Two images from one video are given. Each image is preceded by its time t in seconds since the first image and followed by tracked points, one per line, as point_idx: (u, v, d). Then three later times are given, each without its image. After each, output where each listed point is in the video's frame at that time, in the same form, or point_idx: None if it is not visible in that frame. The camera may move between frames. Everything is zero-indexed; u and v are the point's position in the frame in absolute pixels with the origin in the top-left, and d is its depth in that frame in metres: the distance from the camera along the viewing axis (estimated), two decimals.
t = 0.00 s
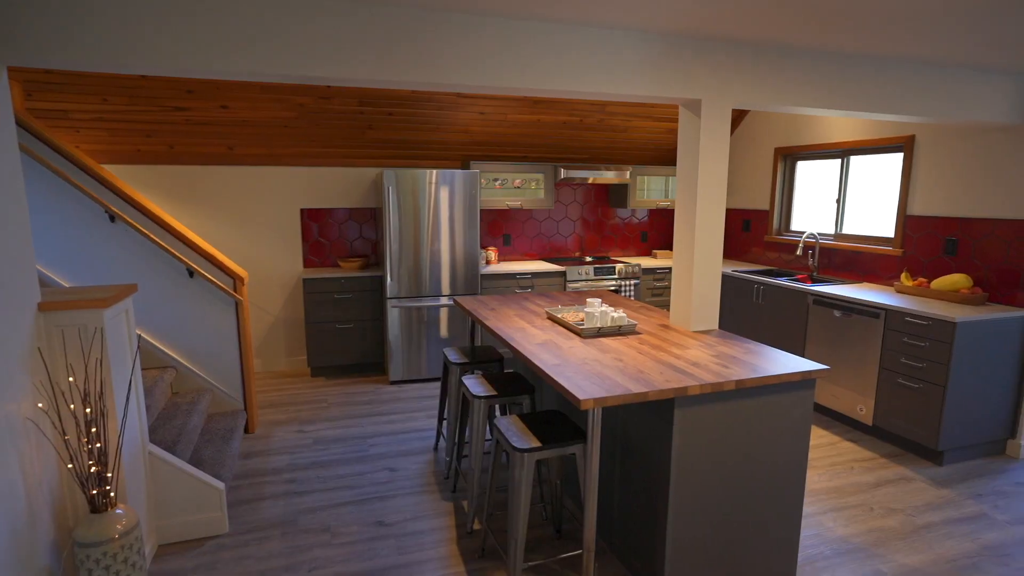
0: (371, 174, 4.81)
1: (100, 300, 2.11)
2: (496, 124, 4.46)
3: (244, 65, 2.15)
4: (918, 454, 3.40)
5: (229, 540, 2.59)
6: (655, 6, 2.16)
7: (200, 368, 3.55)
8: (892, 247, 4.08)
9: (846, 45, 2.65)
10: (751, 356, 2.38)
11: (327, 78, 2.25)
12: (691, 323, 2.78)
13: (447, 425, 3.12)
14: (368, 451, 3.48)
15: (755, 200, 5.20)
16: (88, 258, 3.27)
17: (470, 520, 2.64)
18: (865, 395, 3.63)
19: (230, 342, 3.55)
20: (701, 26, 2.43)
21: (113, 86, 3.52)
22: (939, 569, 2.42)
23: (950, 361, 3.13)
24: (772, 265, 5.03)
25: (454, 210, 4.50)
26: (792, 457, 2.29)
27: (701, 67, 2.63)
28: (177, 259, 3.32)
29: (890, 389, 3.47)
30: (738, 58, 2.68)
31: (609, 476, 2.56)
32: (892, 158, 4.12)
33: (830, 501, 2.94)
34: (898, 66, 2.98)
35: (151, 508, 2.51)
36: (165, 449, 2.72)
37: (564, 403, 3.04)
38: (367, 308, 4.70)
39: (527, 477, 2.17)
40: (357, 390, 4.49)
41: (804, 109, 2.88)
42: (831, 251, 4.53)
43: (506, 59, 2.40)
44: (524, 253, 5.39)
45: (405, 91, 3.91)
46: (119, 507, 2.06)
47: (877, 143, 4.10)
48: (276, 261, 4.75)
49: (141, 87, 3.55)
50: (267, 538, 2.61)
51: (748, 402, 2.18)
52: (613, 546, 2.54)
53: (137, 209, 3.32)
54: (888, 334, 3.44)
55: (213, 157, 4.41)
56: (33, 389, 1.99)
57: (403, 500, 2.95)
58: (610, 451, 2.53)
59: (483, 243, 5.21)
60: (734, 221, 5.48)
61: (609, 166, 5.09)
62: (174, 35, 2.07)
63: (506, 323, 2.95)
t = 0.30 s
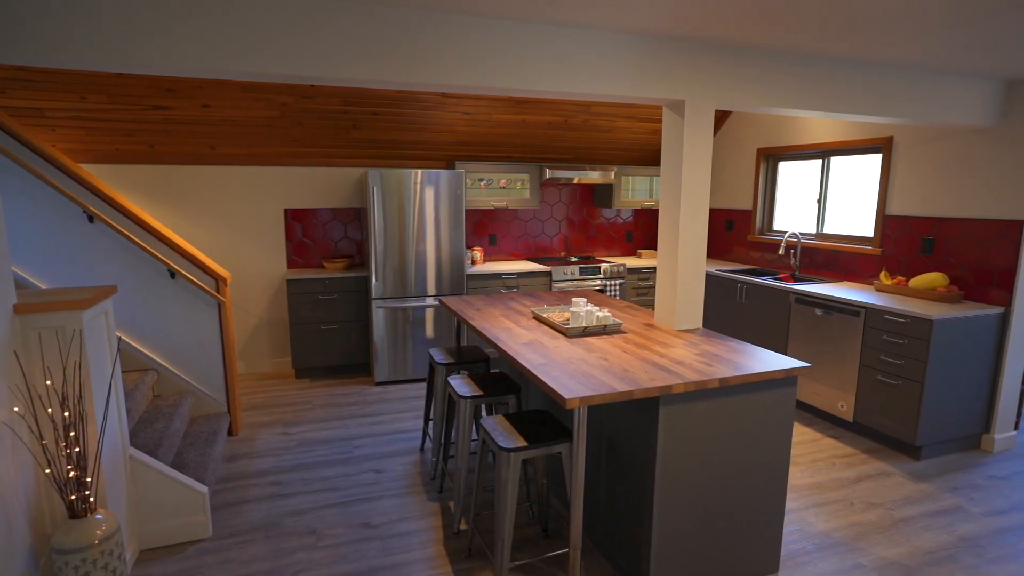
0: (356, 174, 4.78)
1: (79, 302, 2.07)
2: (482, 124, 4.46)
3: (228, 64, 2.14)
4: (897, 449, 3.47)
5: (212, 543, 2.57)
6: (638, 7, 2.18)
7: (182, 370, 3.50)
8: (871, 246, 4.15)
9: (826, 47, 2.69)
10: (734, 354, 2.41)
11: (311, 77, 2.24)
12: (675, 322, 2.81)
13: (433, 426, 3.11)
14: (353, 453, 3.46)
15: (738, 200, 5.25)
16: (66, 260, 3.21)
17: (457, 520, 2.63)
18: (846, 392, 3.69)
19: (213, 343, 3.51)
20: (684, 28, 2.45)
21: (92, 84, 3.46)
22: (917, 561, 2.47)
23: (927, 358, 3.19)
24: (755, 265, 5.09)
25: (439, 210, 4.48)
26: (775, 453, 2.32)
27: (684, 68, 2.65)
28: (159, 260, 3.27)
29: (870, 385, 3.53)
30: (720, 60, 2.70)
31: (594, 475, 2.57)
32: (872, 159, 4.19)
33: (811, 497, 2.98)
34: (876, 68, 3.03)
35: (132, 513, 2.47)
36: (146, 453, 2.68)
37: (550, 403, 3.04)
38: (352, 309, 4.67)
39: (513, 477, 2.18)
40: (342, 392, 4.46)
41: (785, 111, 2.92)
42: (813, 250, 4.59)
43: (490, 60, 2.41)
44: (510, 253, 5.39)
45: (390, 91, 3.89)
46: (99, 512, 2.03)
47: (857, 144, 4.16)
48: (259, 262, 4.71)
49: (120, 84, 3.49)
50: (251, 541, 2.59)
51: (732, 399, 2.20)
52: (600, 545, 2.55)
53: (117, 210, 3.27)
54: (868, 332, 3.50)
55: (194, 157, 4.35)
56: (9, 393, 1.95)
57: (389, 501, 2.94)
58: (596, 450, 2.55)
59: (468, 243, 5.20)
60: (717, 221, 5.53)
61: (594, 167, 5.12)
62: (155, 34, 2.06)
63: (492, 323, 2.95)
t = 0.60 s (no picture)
0: (338, 175, 4.75)
1: (55, 304, 2.03)
2: (465, 124, 4.46)
3: (209, 63, 2.11)
4: (875, 445, 3.53)
5: (193, 548, 2.53)
6: (620, 8, 2.19)
7: (162, 374, 3.45)
8: (850, 246, 4.23)
9: (805, 49, 2.73)
10: (716, 353, 2.44)
11: (293, 76, 2.23)
12: (658, 321, 2.83)
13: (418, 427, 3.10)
14: (338, 455, 3.44)
15: (720, 200, 5.31)
16: (41, 261, 3.15)
17: (442, 521, 2.63)
18: (826, 389, 3.75)
19: (194, 345, 3.46)
20: (664, 30, 2.47)
21: (67, 82, 3.40)
22: (894, 554, 2.52)
23: (904, 355, 3.26)
24: (737, 264, 5.15)
25: (423, 211, 4.47)
26: (757, 450, 2.35)
27: (666, 69, 2.68)
28: (138, 262, 3.22)
29: (849, 383, 3.59)
30: (701, 61, 2.73)
31: (579, 473, 2.58)
32: (850, 160, 4.26)
33: (792, 492, 3.02)
34: (853, 71, 3.08)
35: (111, 519, 2.43)
36: (125, 457, 2.63)
37: (534, 403, 3.05)
38: (335, 310, 4.64)
39: (498, 476, 2.18)
40: (326, 393, 4.43)
41: (765, 112, 2.95)
42: (793, 250, 4.66)
43: (472, 60, 2.41)
44: (494, 253, 5.39)
45: (373, 91, 3.87)
46: (76, 518, 1.99)
47: (836, 145, 4.23)
48: (241, 263, 4.65)
49: (97, 82, 3.43)
50: (233, 545, 2.56)
51: (714, 397, 2.23)
52: (585, 544, 2.56)
53: (93, 210, 3.21)
54: (847, 330, 3.56)
55: (174, 157, 4.29)
56: None
57: (374, 503, 2.93)
58: (581, 449, 2.56)
59: (453, 244, 5.20)
60: (700, 221, 5.59)
61: (578, 167, 5.14)
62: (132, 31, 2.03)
63: (477, 323, 2.95)
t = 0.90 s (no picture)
0: (321, 175, 4.71)
1: (30, 307, 1.99)
2: (449, 124, 4.45)
3: (187, 62, 2.07)
4: (855, 441, 3.59)
5: (174, 554, 2.50)
6: (603, 10, 2.20)
7: (142, 377, 3.39)
8: (829, 245, 4.30)
9: (784, 52, 2.77)
10: (699, 352, 2.47)
11: (274, 76, 2.20)
12: (642, 320, 2.85)
13: (402, 428, 3.09)
14: (322, 457, 3.41)
15: (702, 201, 5.36)
16: (15, 263, 3.08)
17: (427, 522, 2.62)
18: (806, 387, 3.81)
19: (174, 348, 3.41)
20: (646, 31, 2.49)
21: (42, 80, 3.33)
22: (873, 548, 2.56)
23: (882, 352, 3.32)
24: (719, 264, 5.20)
25: (407, 211, 4.45)
26: (739, 447, 2.38)
27: (649, 70, 2.70)
28: (115, 263, 3.17)
29: (829, 380, 3.65)
30: (683, 63, 2.76)
31: (564, 473, 2.59)
32: (829, 162, 4.33)
33: (774, 489, 3.06)
34: (832, 73, 3.13)
35: (88, 526, 2.39)
36: (103, 462, 2.59)
37: (519, 402, 3.06)
38: (319, 311, 4.60)
39: (483, 476, 2.18)
40: (310, 395, 4.40)
41: (746, 113, 2.99)
42: (774, 250, 4.72)
43: (455, 60, 2.41)
44: (479, 253, 5.39)
45: (355, 91, 3.85)
46: (50, 525, 1.94)
47: (815, 146, 4.30)
48: (222, 265, 4.60)
49: (74, 80, 3.37)
50: (215, 550, 2.53)
51: (697, 395, 2.25)
52: (570, 542, 2.57)
53: (69, 211, 3.15)
54: (826, 328, 3.62)
55: (152, 157, 4.21)
56: None
57: (358, 505, 2.91)
58: (565, 448, 2.57)
59: (437, 244, 5.18)
60: (683, 221, 5.64)
61: (562, 168, 5.15)
62: (107, 29, 1.99)
63: (461, 324, 2.94)
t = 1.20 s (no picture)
0: (305, 175, 4.68)
1: (5, 309, 1.95)
2: (434, 125, 4.44)
3: (167, 60, 2.04)
4: (836, 438, 3.64)
5: (155, 560, 2.46)
6: (586, 10, 2.21)
7: (121, 381, 3.34)
8: (810, 245, 4.36)
9: (764, 53, 2.80)
10: (683, 351, 2.49)
11: (256, 75, 2.18)
12: (626, 320, 2.87)
13: (388, 429, 3.07)
14: (306, 459, 3.38)
15: (686, 201, 5.41)
16: None
17: (413, 523, 2.61)
18: (788, 385, 3.86)
19: (155, 351, 3.36)
20: (628, 32, 2.51)
21: (16, 78, 3.26)
22: (853, 543, 2.60)
23: (862, 350, 3.37)
24: (703, 264, 5.25)
25: (392, 211, 4.43)
26: (721, 445, 2.40)
27: (632, 71, 2.71)
28: (94, 265, 3.11)
29: (810, 378, 3.70)
30: (665, 64, 2.77)
31: (549, 472, 2.59)
32: (810, 162, 4.39)
33: (757, 486, 3.10)
34: (813, 75, 3.17)
35: (66, 532, 2.34)
36: (81, 467, 2.54)
37: (504, 403, 3.06)
38: (303, 312, 4.56)
39: (468, 477, 2.18)
40: (294, 398, 4.36)
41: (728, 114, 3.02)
42: (757, 249, 4.77)
43: (439, 61, 2.40)
44: (464, 254, 5.39)
45: (338, 91, 3.83)
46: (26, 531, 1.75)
47: (797, 147, 4.36)
48: (204, 266, 4.54)
49: (50, 78, 3.30)
50: (197, 555, 2.49)
51: (681, 394, 2.27)
52: (556, 542, 2.57)
53: (45, 211, 3.10)
54: (808, 327, 3.67)
55: (130, 157, 4.15)
56: None
57: (343, 508, 2.89)
58: (550, 448, 2.58)
59: (422, 245, 5.17)
60: (667, 222, 5.68)
61: (547, 168, 5.17)
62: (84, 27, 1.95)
63: (446, 324, 2.94)
